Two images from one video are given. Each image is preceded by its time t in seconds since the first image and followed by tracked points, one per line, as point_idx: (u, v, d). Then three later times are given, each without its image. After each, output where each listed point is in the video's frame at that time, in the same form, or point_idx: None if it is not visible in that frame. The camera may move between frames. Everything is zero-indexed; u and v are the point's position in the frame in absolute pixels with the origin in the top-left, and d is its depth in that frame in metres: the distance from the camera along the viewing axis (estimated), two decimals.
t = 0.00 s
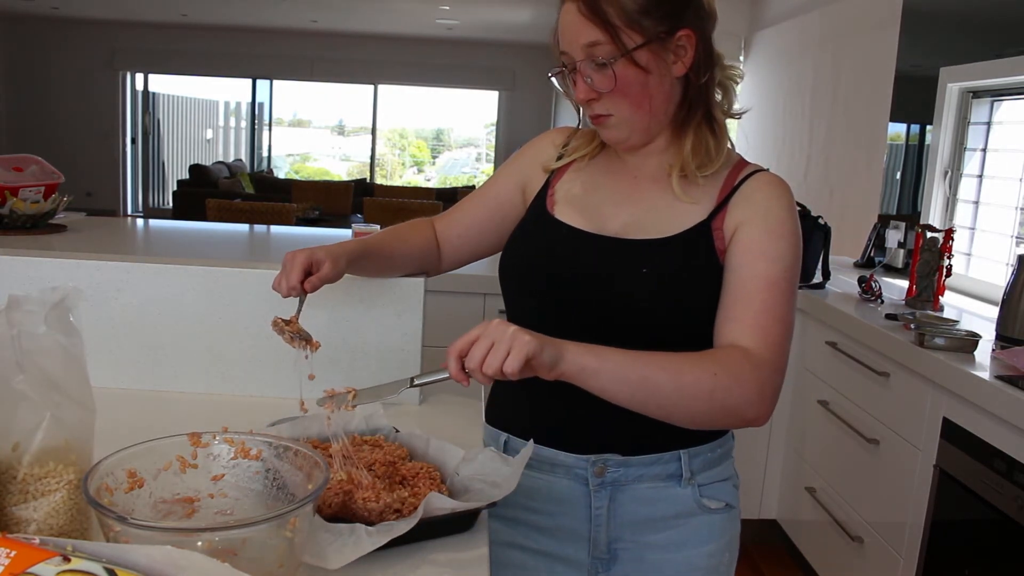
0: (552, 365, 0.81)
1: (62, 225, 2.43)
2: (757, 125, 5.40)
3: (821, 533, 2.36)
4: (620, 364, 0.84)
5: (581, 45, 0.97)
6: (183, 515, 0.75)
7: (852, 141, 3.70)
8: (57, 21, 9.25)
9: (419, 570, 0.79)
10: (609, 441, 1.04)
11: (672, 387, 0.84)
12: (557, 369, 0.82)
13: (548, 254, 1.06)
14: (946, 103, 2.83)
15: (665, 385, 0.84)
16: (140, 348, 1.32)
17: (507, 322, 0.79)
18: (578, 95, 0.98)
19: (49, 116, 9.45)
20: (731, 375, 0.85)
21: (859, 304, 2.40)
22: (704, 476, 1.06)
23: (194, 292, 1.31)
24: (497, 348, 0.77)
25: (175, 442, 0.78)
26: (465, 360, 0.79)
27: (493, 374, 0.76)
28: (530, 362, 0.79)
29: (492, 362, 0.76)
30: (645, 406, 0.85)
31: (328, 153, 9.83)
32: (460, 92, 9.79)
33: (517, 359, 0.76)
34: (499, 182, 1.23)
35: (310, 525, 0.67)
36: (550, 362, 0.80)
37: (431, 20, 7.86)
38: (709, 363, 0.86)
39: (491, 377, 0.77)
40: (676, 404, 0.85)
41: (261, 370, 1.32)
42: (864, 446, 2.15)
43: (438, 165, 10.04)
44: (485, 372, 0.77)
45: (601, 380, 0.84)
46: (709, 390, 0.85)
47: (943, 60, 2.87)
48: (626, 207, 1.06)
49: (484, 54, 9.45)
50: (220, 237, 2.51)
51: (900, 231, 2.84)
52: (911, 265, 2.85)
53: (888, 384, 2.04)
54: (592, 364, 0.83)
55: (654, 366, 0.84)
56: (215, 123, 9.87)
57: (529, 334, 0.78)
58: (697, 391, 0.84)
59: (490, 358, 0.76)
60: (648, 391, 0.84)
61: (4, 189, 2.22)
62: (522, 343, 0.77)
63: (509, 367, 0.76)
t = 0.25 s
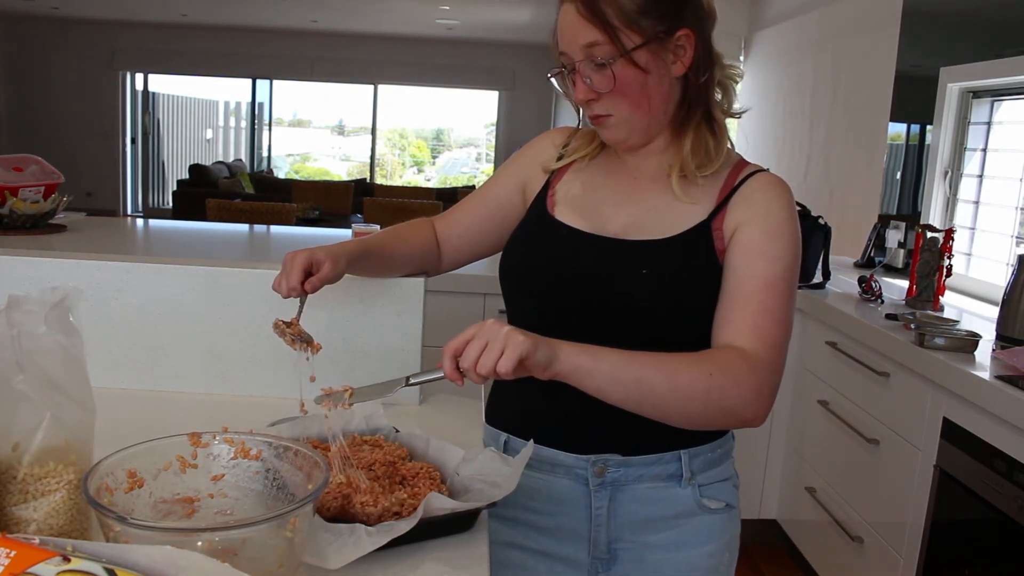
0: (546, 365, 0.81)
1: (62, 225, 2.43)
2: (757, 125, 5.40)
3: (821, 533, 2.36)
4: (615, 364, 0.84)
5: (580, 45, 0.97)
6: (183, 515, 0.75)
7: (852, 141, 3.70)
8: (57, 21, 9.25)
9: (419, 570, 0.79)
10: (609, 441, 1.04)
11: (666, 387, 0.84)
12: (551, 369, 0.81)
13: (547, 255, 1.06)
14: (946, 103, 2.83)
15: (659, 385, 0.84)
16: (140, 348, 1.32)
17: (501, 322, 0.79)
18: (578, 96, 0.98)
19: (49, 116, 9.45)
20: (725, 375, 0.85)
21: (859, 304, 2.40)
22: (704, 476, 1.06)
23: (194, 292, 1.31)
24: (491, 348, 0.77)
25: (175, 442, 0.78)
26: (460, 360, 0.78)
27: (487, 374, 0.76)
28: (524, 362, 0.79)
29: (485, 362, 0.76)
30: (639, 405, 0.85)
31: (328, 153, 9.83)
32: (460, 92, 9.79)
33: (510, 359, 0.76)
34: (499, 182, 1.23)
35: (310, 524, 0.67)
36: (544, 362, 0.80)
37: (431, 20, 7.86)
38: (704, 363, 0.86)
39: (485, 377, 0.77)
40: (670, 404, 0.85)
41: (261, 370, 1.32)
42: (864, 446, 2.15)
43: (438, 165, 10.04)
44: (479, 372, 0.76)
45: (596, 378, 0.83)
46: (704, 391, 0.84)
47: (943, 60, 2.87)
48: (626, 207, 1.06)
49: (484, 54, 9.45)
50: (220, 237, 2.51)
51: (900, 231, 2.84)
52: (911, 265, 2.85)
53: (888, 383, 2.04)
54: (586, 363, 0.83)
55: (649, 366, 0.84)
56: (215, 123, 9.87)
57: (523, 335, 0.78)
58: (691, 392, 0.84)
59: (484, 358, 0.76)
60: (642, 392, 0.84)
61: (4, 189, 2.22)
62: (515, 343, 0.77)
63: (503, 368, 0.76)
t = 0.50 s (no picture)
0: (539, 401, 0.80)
1: (62, 225, 2.43)
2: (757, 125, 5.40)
3: (822, 533, 2.36)
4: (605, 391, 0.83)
5: (577, 45, 0.97)
6: (183, 515, 0.76)
7: (852, 141, 3.70)
8: (57, 21, 9.25)
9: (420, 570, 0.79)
10: (609, 442, 1.04)
11: (663, 407, 0.84)
12: (544, 404, 0.81)
13: (546, 257, 1.05)
14: (946, 103, 2.82)
15: (654, 408, 0.84)
16: (141, 348, 1.32)
17: (489, 364, 0.78)
18: (575, 95, 0.99)
19: (49, 116, 9.45)
20: (720, 390, 0.85)
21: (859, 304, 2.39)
22: (704, 476, 1.06)
23: (194, 292, 1.31)
24: (480, 392, 0.76)
25: (175, 441, 0.78)
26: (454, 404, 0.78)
27: (480, 418, 0.76)
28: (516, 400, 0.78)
29: (477, 407, 0.76)
30: (637, 427, 0.85)
31: (328, 152, 9.83)
32: (460, 91, 9.79)
33: (501, 400, 0.76)
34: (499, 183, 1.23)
35: (310, 525, 0.67)
36: (536, 399, 0.80)
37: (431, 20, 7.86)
38: (699, 379, 0.86)
39: (480, 420, 0.76)
40: (666, 425, 0.85)
41: (260, 370, 1.32)
42: (864, 446, 2.15)
43: (439, 165, 10.04)
44: (473, 416, 0.76)
45: (587, 408, 0.83)
46: (700, 407, 0.84)
47: (944, 60, 2.87)
48: (625, 208, 1.06)
49: (484, 54, 9.45)
50: (220, 237, 2.51)
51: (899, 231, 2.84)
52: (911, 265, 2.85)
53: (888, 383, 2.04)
54: (577, 394, 0.83)
55: (642, 390, 0.84)
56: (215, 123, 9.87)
57: (512, 375, 0.78)
58: (687, 410, 0.84)
59: (474, 403, 0.76)
60: (637, 414, 0.84)
61: (4, 189, 2.22)
62: (504, 385, 0.77)
63: (495, 411, 0.75)
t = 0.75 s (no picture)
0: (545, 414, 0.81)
1: (62, 225, 2.43)
2: (756, 126, 5.40)
3: (821, 533, 2.36)
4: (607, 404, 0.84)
5: (575, 46, 0.97)
6: (183, 515, 0.76)
7: (852, 141, 3.71)
8: (57, 22, 9.25)
9: (420, 570, 0.79)
10: (609, 444, 1.04)
11: (662, 420, 0.85)
12: (549, 417, 0.82)
13: (546, 259, 1.05)
14: (946, 103, 2.82)
15: (654, 421, 0.85)
16: (141, 348, 1.32)
17: (497, 377, 0.80)
18: (574, 96, 0.99)
19: (49, 116, 9.45)
20: (719, 403, 0.86)
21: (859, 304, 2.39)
22: (704, 477, 1.06)
23: (194, 292, 1.30)
24: (487, 403, 0.78)
25: (174, 441, 0.77)
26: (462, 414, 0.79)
27: (486, 428, 0.77)
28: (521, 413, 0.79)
29: (483, 417, 0.77)
30: (638, 437, 0.86)
31: (328, 153, 9.83)
32: (460, 91, 9.79)
33: (507, 412, 0.77)
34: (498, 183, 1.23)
35: (310, 525, 0.67)
36: (541, 411, 0.81)
37: (431, 20, 7.86)
38: (698, 393, 0.86)
39: (486, 431, 0.78)
40: (667, 435, 0.86)
41: (260, 369, 1.32)
42: (864, 446, 2.15)
43: (439, 165, 10.04)
44: (479, 426, 0.77)
45: (591, 420, 0.84)
46: (700, 419, 0.86)
47: (944, 59, 2.87)
48: (625, 208, 1.06)
49: (484, 54, 9.45)
50: (220, 237, 2.51)
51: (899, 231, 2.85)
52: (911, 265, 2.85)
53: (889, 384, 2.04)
54: (582, 407, 0.84)
55: (643, 404, 0.85)
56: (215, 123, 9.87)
57: (519, 389, 0.79)
58: (687, 421, 0.85)
59: (481, 413, 0.77)
60: (638, 427, 0.85)
61: (3, 189, 2.22)
62: (512, 397, 0.78)
63: (501, 423, 0.77)
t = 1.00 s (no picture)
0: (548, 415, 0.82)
1: (62, 225, 2.43)
2: (756, 125, 5.40)
3: (821, 533, 2.36)
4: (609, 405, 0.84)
5: (575, 47, 0.97)
6: (183, 515, 0.76)
7: (852, 141, 3.71)
8: (57, 22, 9.26)
9: (420, 570, 0.79)
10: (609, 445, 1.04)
11: (664, 423, 0.85)
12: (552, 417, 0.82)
13: (547, 260, 1.05)
14: (946, 103, 2.82)
15: (656, 423, 0.85)
16: (141, 348, 1.32)
17: (502, 379, 0.80)
18: (574, 97, 0.99)
19: (49, 116, 9.46)
20: (721, 406, 0.86)
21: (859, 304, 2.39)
22: (704, 478, 1.06)
23: (194, 292, 1.30)
24: (492, 405, 0.78)
25: (174, 441, 0.77)
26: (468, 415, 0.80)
27: (490, 430, 0.78)
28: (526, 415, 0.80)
29: (487, 419, 0.78)
30: (640, 439, 0.86)
31: (328, 152, 9.83)
32: (459, 91, 9.79)
33: (511, 414, 0.78)
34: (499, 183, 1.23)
35: (310, 525, 0.67)
36: (544, 413, 0.81)
37: (431, 20, 7.86)
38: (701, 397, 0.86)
39: (491, 432, 0.78)
40: (668, 437, 0.86)
41: (260, 370, 1.32)
42: (864, 446, 2.15)
43: (439, 165, 10.04)
44: (484, 427, 0.78)
45: (594, 422, 0.84)
46: (701, 422, 0.86)
47: (944, 59, 2.87)
48: (625, 209, 1.06)
49: (484, 53, 9.45)
50: (220, 237, 2.51)
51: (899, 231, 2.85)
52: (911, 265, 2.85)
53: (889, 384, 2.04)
54: (585, 409, 0.84)
55: (645, 406, 0.85)
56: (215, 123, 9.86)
57: (524, 391, 0.79)
58: (689, 423, 0.85)
59: (485, 415, 0.78)
60: (639, 429, 0.85)
61: (3, 189, 2.22)
62: (516, 399, 0.78)
63: (504, 425, 0.77)
